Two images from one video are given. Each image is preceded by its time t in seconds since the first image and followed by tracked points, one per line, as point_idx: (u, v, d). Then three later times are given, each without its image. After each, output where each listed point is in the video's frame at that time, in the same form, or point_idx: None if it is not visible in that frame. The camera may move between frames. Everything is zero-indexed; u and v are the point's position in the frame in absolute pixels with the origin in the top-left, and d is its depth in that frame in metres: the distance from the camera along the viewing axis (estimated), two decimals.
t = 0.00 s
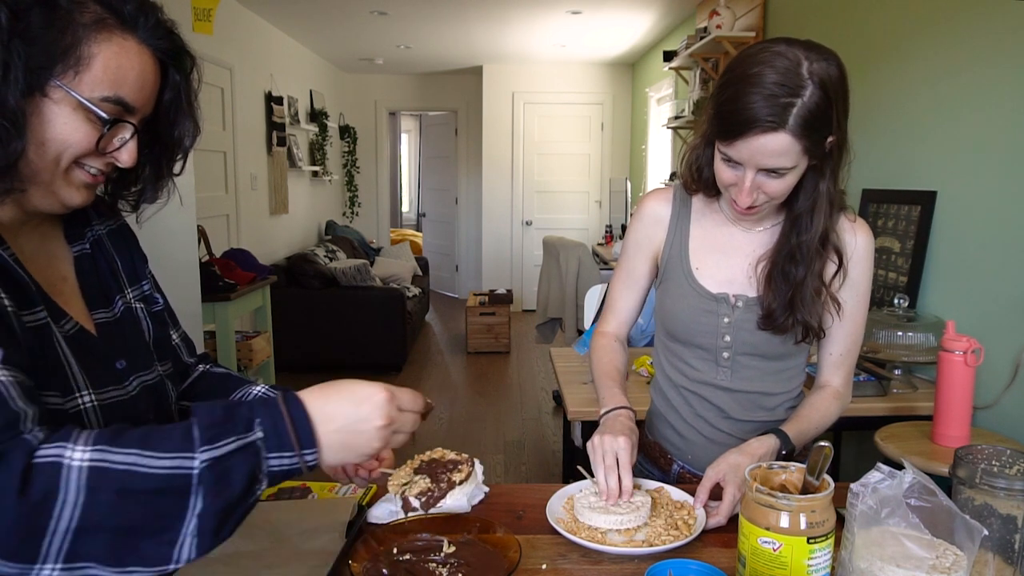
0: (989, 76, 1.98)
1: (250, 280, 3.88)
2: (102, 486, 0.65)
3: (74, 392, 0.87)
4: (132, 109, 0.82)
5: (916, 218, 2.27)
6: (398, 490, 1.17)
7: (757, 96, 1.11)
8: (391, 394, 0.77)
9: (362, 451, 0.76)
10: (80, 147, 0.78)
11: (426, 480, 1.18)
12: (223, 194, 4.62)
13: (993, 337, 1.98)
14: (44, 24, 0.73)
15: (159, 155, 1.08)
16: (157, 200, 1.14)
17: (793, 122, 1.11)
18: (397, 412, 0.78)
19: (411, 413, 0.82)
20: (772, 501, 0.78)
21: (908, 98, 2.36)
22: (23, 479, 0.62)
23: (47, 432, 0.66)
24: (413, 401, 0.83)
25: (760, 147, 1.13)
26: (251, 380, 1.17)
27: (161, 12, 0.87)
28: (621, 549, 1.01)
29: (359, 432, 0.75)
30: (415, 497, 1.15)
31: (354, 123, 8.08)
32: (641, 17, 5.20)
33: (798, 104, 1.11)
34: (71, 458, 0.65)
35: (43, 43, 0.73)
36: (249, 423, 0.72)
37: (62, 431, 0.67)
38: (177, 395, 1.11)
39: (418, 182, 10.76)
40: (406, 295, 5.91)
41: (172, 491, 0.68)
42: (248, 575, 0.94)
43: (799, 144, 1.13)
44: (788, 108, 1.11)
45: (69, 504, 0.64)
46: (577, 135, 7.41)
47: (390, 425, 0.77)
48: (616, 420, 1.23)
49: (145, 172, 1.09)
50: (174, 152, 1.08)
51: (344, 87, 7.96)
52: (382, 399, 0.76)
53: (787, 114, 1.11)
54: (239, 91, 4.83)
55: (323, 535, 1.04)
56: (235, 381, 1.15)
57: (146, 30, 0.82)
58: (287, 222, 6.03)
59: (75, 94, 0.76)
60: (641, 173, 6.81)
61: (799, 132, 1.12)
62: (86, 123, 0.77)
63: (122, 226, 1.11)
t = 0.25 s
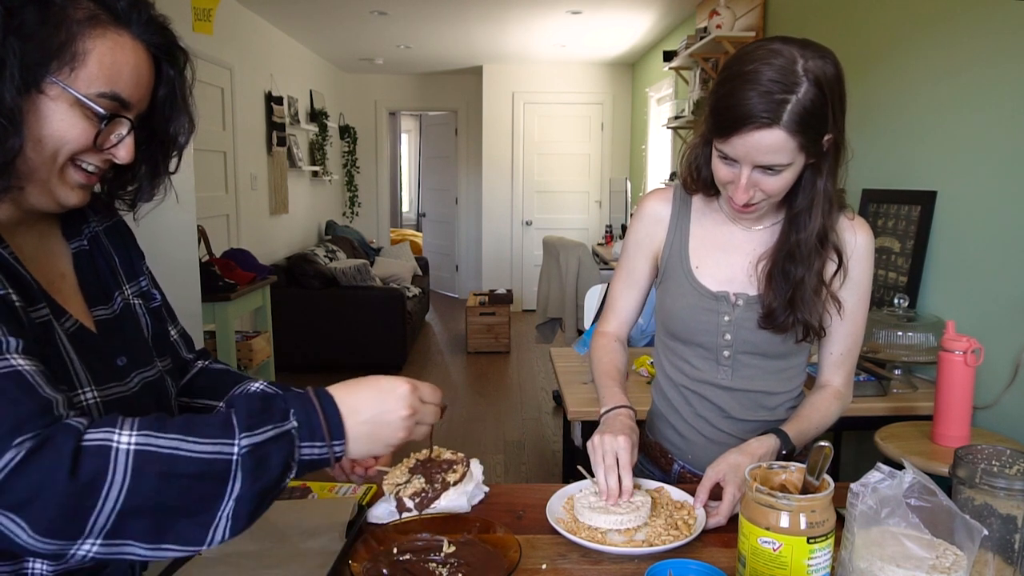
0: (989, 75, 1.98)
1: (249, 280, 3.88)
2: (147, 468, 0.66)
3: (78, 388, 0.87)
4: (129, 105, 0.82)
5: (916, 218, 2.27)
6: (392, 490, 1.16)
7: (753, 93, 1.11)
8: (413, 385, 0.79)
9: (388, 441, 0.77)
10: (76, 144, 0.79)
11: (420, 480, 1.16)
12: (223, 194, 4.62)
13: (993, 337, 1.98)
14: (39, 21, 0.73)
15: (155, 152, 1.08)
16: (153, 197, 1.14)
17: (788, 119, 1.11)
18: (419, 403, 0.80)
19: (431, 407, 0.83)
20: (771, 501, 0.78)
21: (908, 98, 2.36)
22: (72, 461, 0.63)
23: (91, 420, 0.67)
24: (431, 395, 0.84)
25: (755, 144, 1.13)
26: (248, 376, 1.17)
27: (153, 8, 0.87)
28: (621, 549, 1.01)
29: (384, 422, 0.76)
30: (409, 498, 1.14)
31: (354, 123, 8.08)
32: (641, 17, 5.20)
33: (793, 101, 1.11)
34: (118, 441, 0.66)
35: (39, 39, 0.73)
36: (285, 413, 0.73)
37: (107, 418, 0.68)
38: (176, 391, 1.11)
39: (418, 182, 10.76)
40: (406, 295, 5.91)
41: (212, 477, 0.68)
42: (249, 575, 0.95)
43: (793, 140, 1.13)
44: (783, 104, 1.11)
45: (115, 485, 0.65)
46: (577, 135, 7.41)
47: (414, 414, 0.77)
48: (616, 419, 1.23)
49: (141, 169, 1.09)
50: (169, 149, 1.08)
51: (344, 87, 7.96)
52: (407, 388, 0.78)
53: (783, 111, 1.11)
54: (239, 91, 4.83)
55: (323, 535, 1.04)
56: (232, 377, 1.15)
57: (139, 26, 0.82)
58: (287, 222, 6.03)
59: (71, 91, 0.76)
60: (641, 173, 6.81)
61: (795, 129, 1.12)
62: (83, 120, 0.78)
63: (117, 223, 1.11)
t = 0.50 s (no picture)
0: (989, 76, 1.98)
1: (249, 280, 3.88)
2: (95, 467, 0.64)
3: (77, 385, 0.87)
4: (130, 102, 0.82)
5: (916, 218, 2.27)
6: (394, 487, 1.16)
7: (751, 92, 1.11)
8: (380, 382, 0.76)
9: (355, 440, 0.73)
10: (79, 141, 0.79)
11: (422, 478, 1.16)
12: (222, 194, 4.62)
13: (993, 337, 1.97)
14: (41, 20, 0.73)
15: (157, 150, 1.08)
16: (154, 195, 1.14)
17: (787, 117, 1.11)
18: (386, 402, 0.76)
19: (403, 406, 0.79)
20: (772, 501, 0.78)
21: (908, 97, 2.36)
22: (13, 462, 0.61)
23: (39, 419, 0.66)
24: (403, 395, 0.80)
25: (754, 142, 1.13)
26: (250, 374, 1.17)
27: (152, 7, 0.87)
28: (621, 549, 1.01)
29: (351, 421, 0.73)
30: (411, 495, 1.15)
31: (354, 123, 8.08)
32: (641, 17, 5.21)
33: (791, 99, 1.11)
34: (65, 441, 0.63)
35: (42, 38, 0.73)
36: (242, 409, 0.71)
37: (54, 418, 0.66)
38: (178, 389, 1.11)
39: (418, 182, 10.77)
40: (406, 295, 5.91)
41: (163, 477, 0.66)
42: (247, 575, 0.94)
43: (792, 139, 1.13)
44: (781, 102, 1.11)
45: (59, 487, 0.62)
46: (577, 135, 7.42)
47: (382, 410, 0.74)
48: (616, 418, 1.24)
49: (142, 168, 1.09)
50: (170, 147, 1.08)
51: (344, 87, 7.96)
52: (372, 383, 0.75)
53: (781, 109, 1.11)
54: (239, 91, 4.83)
55: (322, 535, 1.04)
56: (234, 375, 1.15)
57: (139, 24, 0.82)
58: (287, 222, 6.03)
59: (73, 88, 0.76)
60: (641, 173, 6.82)
61: (793, 127, 1.12)
62: (85, 117, 0.78)
63: (119, 222, 1.11)
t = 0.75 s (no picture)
0: (990, 76, 1.98)
1: (249, 280, 3.88)
2: (117, 453, 0.64)
3: (79, 386, 0.87)
4: (132, 98, 0.82)
5: (916, 218, 2.27)
6: (390, 486, 1.15)
7: (751, 92, 1.11)
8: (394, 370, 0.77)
9: (372, 429, 0.74)
10: (81, 140, 0.79)
11: (418, 477, 1.16)
12: (223, 194, 4.62)
13: (993, 337, 1.97)
14: (42, 18, 0.73)
15: (159, 147, 1.08)
16: (156, 194, 1.14)
17: (786, 117, 1.11)
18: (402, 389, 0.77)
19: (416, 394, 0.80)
20: (772, 501, 0.78)
21: (908, 97, 2.36)
22: (37, 448, 0.61)
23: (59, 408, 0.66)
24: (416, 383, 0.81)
25: (753, 142, 1.13)
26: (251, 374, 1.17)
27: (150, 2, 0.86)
28: (621, 549, 1.01)
29: (368, 410, 0.73)
30: (407, 495, 1.14)
31: (354, 123, 8.08)
32: (641, 17, 5.20)
33: (791, 99, 1.11)
34: (86, 428, 0.64)
35: (42, 36, 0.73)
36: (261, 397, 0.71)
37: (75, 407, 0.66)
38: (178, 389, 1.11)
39: (417, 182, 10.77)
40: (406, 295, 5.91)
41: (184, 463, 0.66)
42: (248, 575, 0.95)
43: (792, 139, 1.13)
44: (781, 102, 1.11)
45: (82, 472, 0.62)
46: (577, 135, 7.42)
47: (398, 397, 0.75)
48: (616, 418, 1.24)
49: (145, 165, 1.09)
50: (172, 143, 1.09)
51: (344, 87, 7.96)
52: (387, 372, 0.76)
53: (781, 109, 1.11)
54: (239, 91, 4.83)
55: (322, 535, 1.04)
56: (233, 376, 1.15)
57: (137, 19, 0.82)
58: (287, 222, 6.03)
59: (76, 86, 0.76)
60: (641, 173, 6.81)
61: (793, 127, 1.12)
62: (88, 115, 0.78)
63: (121, 222, 1.11)
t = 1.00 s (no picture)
0: (990, 76, 1.98)
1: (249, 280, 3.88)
2: (163, 446, 0.65)
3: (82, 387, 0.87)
4: (133, 103, 0.82)
5: (916, 218, 2.27)
6: (386, 487, 1.15)
7: (750, 95, 1.11)
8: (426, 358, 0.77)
9: (407, 418, 0.74)
10: (81, 142, 0.79)
11: (413, 479, 1.16)
12: (223, 194, 4.62)
13: (994, 337, 1.97)
14: (45, 22, 0.73)
15: (158, 151, 1.09)
16: (154, 195, 1.15)
17: (786, 120, 1.11)
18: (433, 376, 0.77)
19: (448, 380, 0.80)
20: (771, 501, 0.78)
21: (908, 97, 2.36)
22: (89, 440, 0.62)
23: (108, 403, 0.68)
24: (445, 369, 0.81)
25: (752, 145, 1.13)
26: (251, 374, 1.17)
27: (155, 9, 0.86)
28: (620, 548, 1.00)
29: (402, 399, 0.73)
30: (402, 496, 1.14)
31: (354, 123, 8.08)
32: (641, 17, 5.20)
33: (790, 101, 1.11)
34: (135, 422, 0.65)
35: (45, 40, 0.73)
36: (299, 390, 0.71)
37: (126, 401, 0.68)
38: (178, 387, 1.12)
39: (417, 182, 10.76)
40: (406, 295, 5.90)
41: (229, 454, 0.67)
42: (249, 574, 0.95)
43: (791, 141, 1.13)
44: (780, 105, 1.11)
45: (133, 463, 0.64)
46: (577, 135, 7.41)
47: (430, 385, 0.75)
48: (617, 418, 1.24)
49: (143, 168, 1.10)
50: (171, 147, 1.09)
51: (344, 87, 7.96)
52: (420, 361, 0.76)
53: (780, 111, 1.11)
54: (239, 91, 4.83)
55: (322, 535, 1.04)
56: (233, 375, 1.15)
57: (143, 26, 0.82)
58: (287, 222, 6.04)
59: (77, 89, 0.76)
60: (641, 173, 6.81)
61: (792, 130, 1.12)
62: (88, 118, 0.78)
63: (121, 221, 1.11)
